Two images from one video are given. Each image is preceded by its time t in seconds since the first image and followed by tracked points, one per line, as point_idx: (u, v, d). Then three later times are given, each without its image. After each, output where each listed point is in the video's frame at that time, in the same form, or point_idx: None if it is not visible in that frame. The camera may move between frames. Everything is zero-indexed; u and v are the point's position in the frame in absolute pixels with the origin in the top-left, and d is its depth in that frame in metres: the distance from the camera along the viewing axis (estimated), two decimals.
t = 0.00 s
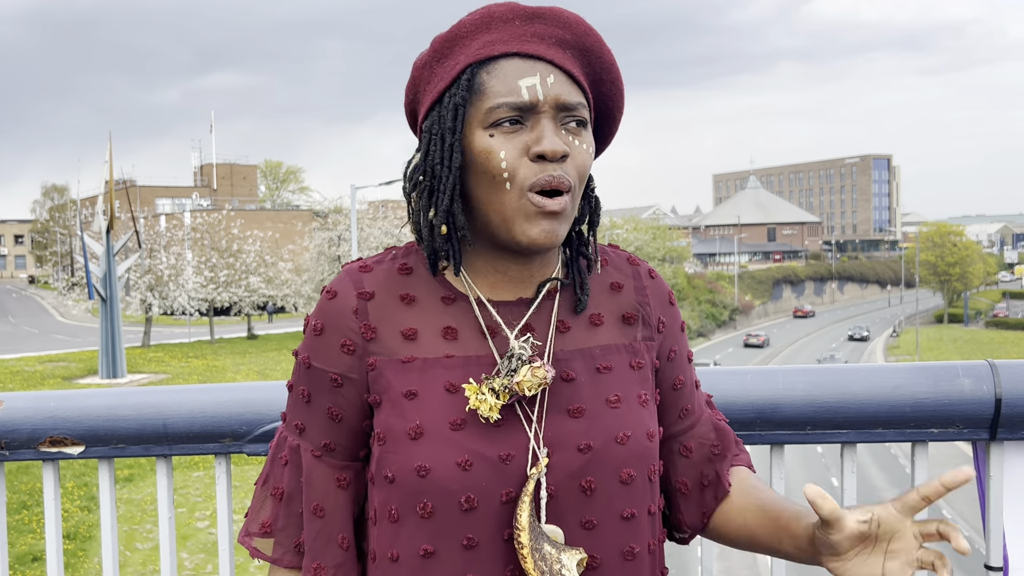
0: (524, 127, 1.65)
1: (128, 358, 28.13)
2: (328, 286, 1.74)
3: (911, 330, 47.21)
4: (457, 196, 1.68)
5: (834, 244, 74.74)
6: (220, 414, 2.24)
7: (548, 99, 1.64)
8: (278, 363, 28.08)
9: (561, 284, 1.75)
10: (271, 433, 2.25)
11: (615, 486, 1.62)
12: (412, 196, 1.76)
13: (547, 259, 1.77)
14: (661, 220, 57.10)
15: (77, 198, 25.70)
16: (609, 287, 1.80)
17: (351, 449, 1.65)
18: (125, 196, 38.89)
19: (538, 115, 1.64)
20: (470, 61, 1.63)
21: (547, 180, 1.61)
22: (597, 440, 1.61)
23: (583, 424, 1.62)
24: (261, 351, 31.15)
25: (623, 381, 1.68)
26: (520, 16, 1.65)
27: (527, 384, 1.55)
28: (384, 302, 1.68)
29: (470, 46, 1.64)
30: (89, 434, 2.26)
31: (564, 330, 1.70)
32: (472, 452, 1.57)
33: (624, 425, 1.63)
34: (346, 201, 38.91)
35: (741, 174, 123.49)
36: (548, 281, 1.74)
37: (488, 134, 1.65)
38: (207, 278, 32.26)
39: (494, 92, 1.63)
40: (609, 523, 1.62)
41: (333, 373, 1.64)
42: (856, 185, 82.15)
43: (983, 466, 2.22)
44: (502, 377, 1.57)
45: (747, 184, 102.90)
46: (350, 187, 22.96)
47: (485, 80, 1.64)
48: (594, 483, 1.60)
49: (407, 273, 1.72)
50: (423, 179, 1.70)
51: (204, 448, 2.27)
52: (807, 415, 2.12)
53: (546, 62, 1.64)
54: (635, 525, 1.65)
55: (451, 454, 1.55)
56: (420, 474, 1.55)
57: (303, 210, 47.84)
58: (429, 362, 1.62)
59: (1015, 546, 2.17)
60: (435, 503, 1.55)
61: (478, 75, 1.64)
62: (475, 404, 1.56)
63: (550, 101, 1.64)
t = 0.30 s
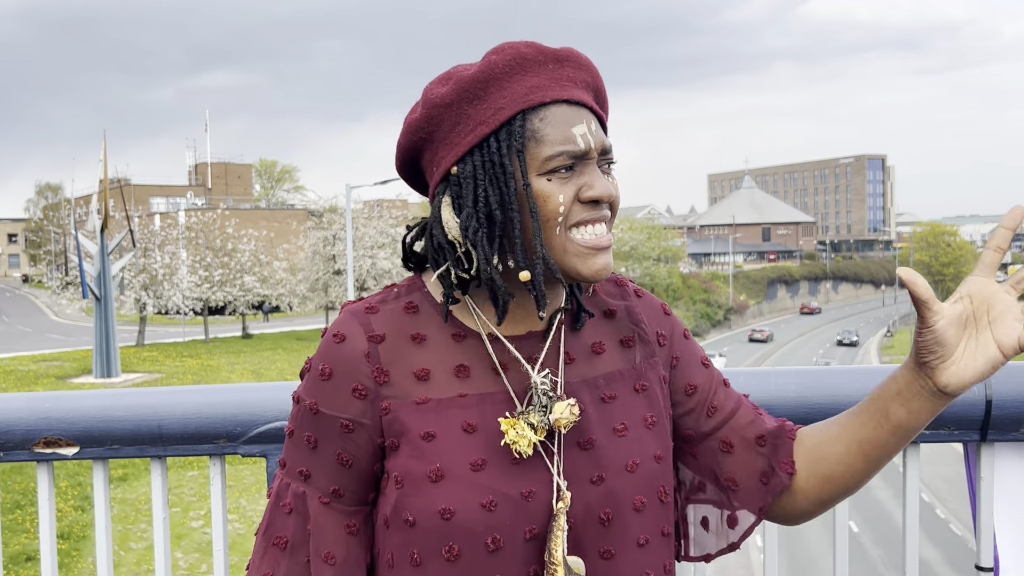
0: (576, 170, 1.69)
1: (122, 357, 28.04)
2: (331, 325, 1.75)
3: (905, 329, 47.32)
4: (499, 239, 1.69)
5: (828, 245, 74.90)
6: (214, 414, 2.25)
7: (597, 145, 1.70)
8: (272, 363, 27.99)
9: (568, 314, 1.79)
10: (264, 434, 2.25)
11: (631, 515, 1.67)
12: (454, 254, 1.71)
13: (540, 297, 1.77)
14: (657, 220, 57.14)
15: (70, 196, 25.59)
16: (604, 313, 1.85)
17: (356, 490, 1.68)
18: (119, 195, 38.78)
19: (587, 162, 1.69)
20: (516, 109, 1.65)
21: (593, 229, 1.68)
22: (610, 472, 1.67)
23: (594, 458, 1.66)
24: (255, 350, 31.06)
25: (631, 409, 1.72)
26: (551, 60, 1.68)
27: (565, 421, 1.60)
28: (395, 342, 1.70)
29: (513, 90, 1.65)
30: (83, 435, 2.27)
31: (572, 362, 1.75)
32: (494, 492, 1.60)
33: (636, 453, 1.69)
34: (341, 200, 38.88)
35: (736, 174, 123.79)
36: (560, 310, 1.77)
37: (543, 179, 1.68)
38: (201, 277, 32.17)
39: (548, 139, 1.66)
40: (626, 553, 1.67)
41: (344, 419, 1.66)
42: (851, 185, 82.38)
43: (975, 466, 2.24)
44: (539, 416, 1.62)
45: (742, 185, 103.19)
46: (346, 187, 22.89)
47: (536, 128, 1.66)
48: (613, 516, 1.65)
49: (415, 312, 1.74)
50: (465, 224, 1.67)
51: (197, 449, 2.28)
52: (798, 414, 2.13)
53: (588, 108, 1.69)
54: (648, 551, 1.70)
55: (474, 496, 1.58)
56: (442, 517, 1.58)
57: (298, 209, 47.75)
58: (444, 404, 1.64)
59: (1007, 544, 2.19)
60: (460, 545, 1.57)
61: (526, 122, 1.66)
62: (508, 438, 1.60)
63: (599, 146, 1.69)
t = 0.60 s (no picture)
0: (513, 131, 1.70)
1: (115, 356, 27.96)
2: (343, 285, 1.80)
3: (897, 329, 47.46)
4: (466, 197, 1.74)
5: (821, 244, 75.14)
6: (208, 415, 2.25)
7: (539, 107, 1.68)
8: (265, 362, 27.94)
9: (568, 290, 1.81)
10: (258, 435, 2.26)
11: (626, 486, 1.68)
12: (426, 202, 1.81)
13: (551, 261, 1.82)
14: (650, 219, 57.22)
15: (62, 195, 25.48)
16: (613, 290, 1.86)
17: (355, 452, 1.70)
18: (112, 194, 38.68)
19: (528, 121, 1.69)
20: (472, 69, 1.71)
21: (529, 189, 1.64)
22: (605, 440, 1.66)
23: (590, 425, 1.67)
24: (248, 349, 30.99)
25: (629, 383, 1.74)
26: (524, 25, 1.73)
27: (540, 378, 1.60)
28: (393, 303, 1.73)
29: (479, 53, 1.72)
30: (76, 435, 2.26)
31: (570, 333, 1.77)
32: (483, 451, 1.60)
33: (632, 426, 1.69)
34: (334, 199, 38.88)
35: (729, 173, 124.01)
36: (555, 286, 1.80)
37: (479, 140, 1.72)
38: (193, 276, 32.10)
39: (488, 97, 1.70)
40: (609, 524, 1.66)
41: (341, 376, 1.69)
42: (843, 185, 82.58)
43: (964, 467, 2.26)
44: (514, 371, 1.62)
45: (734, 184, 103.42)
46: (340, 185, 22.87)
47: (484, 85, 1.71)
48: (603, 484, 1.65)
49: (416, 277, 1.78)
50: (433, 175, 1.78)
51: (192, 449, 2.28)
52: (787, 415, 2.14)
53: (542, 68, 1.69)
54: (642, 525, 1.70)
55: (461, 453, 1.59)
56: (429, 472, 1.59)
57: (291, 208, 47.70)
58: (437, 363, 1.67)
59: (996, 545, 2.22)
60: (447, 501, 1.59)
61: (477, 81, 1.72)
62: (486, 396, 1.61)
63: (540, 109, 1.68)
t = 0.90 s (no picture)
0: (502, 124, 1.74)
1: (105, 355, 27.86)
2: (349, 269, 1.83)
3: (887, 328, 47.65)
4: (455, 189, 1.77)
5: (812, 243, 75.38)
6: (202, 415, 2.26)
7: (524, 101, 1.71)
8: (256, 361, 27.86)
9: (563, 283, 1.84)
10: (252, 433, 2.27)
11: (605, 476, 1.67)
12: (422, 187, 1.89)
13: (551, 246, 1.86)
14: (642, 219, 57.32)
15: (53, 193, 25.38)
16: (619, 293, 1.86)
17: (348, 427, 1.70)
18: (103, 192, 38.52)
19: (513, 116, 1.73)
20: (469, 61, 1.75)
21: (508, 179, 1.69)
22: (587, 424, 1.66)
23: (575, 410, 1.67)
24: (240, 348, 30.93)
25: (619, 378, 1.73)
26: (520, 20, 1.74)
27: (515, 352, 1.62)
28: (390, 285, 1.76)
29: (478, 45, 1.77)
30: (70, 435, 2.27)
31: (564, 324, 1.79)
32: (457, 422, 1.63)
33: (619, 416, 1.68)
34: (327, 197, 38.90)
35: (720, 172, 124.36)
36: (550, 277, 1.82)
37: (469, 133, 1.76)
38: (185, 275, 32.00)
39: (478, 91, 1.75)
40: (585, 511, 1.67)
41: (334, 350, 1.70)
42: (835, 184, 82.88)
43: (953, 467, 2.28)
44: (487, 347, 1.63)
45: (726, 183, 103.69)
46: (332, 183, 22.84)
47: (477, 80, 1.75)
48: (581, 468, 1.66)
49: (417, 263, 1.82)
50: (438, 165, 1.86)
51: (185, 449, 2.29)
52: (781, 414, 2.15)
53: (530, 63, 1.71)
54: (622, 516, 1.69)
55: (437, 421, 1.62)
56: (405, 439, 1.60)
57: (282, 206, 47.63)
58: (425, 341, 1.70)
59: (984, 544, 2.24)
60: (418, 467, 1.60)
61: (473, 74, 1.76)
62: (461, 369, 1.62)
63: (526, 103, 1.71)
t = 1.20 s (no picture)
0: (534, 131, 1.74)
1: (95, 353, 27.74)
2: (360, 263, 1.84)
3: (878, 327, 47.87)
4: (483, 190, 1.76)
5: (803, 242, 75.66)
6: (194, 415, 2.26)
7: (560, 108, 1.71)
8: (247, 359, 27.80)
9: (584, 298, 1.83)
10: (245, 434, 2.27)
11: (598, 506, 1.68)
12: (448, 187, 1.86)
13: (572, 261, 1.85)
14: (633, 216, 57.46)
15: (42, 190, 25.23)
16: (634, 310, 1.86)
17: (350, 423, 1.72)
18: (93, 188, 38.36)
19: (548, 124, 1.72)
20: (501, 63, 1.74)
21: (542, 189, 1.68)
22: (586, 452, 1.67)
23: (577, 436, 1.68)
24: (231, 346, 30.85)
25: (623, 403, 1.73)
26: (561, 23, 1.75)
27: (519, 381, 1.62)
28: (403, 284, 1.77)
29: (514, 44, 1.76)
30: (62, 435, 2.27)
31: (574, 342, 1.79)
32: (456, 441, 1.63)
33: (617, 445, 1.69)
34: (318, 195, 38.87)
35: (711, 171, 124.63)
36: (567, 290, 1.82)
37: (501, 137, 1.75)
38: (175, 273, 31.89)
39: (510, 95, 1.74)
40: (576, 537, 1.68)
41: (342, 346, 1.72)
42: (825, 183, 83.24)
43: (942, 466, 2.29)
44: (491, 373, 1.64)
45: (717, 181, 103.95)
46: (324, 181, 22.79)
47: (510, 80, 1.74)
48: (575, 498, 1.67)
49: (434, 262, 1.83)
50: (462, 163, 1.81)
51: (178, 449, 2.29)
52: (771, 417, 2.17)
53: (567, 70, 1.72)
54: (611, 546, 1.71)
55: (437, 440, 1.62)
56: (403, 454, 1.61)
57: (273, 204, 47.53)
58: (434, 348, 1.71)
59: (972, 547, 2.26)
60: (412, 484, 1.61)
61: (505, 77, 1.75)
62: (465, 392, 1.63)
63: (562, 110, 1.71)
